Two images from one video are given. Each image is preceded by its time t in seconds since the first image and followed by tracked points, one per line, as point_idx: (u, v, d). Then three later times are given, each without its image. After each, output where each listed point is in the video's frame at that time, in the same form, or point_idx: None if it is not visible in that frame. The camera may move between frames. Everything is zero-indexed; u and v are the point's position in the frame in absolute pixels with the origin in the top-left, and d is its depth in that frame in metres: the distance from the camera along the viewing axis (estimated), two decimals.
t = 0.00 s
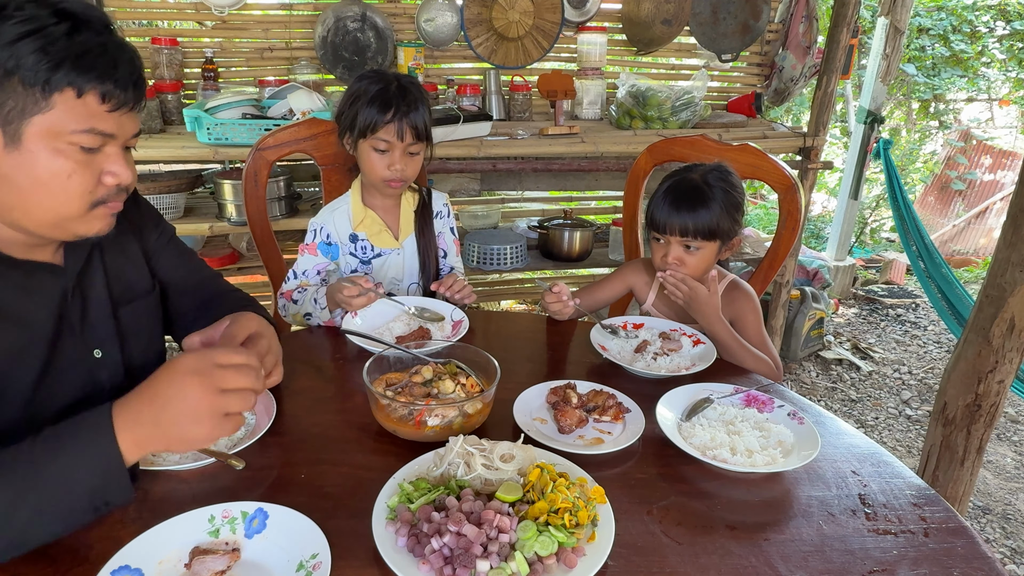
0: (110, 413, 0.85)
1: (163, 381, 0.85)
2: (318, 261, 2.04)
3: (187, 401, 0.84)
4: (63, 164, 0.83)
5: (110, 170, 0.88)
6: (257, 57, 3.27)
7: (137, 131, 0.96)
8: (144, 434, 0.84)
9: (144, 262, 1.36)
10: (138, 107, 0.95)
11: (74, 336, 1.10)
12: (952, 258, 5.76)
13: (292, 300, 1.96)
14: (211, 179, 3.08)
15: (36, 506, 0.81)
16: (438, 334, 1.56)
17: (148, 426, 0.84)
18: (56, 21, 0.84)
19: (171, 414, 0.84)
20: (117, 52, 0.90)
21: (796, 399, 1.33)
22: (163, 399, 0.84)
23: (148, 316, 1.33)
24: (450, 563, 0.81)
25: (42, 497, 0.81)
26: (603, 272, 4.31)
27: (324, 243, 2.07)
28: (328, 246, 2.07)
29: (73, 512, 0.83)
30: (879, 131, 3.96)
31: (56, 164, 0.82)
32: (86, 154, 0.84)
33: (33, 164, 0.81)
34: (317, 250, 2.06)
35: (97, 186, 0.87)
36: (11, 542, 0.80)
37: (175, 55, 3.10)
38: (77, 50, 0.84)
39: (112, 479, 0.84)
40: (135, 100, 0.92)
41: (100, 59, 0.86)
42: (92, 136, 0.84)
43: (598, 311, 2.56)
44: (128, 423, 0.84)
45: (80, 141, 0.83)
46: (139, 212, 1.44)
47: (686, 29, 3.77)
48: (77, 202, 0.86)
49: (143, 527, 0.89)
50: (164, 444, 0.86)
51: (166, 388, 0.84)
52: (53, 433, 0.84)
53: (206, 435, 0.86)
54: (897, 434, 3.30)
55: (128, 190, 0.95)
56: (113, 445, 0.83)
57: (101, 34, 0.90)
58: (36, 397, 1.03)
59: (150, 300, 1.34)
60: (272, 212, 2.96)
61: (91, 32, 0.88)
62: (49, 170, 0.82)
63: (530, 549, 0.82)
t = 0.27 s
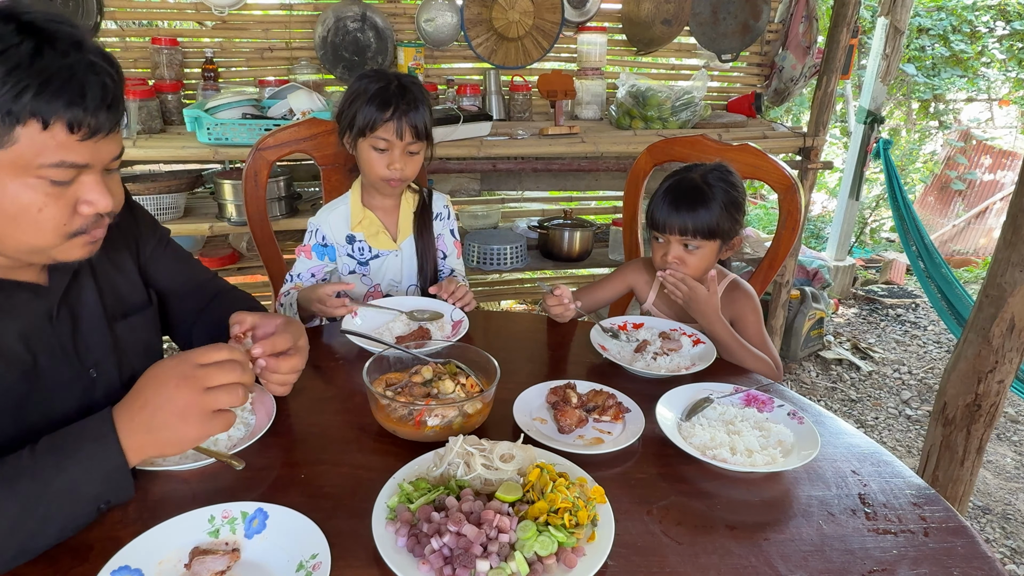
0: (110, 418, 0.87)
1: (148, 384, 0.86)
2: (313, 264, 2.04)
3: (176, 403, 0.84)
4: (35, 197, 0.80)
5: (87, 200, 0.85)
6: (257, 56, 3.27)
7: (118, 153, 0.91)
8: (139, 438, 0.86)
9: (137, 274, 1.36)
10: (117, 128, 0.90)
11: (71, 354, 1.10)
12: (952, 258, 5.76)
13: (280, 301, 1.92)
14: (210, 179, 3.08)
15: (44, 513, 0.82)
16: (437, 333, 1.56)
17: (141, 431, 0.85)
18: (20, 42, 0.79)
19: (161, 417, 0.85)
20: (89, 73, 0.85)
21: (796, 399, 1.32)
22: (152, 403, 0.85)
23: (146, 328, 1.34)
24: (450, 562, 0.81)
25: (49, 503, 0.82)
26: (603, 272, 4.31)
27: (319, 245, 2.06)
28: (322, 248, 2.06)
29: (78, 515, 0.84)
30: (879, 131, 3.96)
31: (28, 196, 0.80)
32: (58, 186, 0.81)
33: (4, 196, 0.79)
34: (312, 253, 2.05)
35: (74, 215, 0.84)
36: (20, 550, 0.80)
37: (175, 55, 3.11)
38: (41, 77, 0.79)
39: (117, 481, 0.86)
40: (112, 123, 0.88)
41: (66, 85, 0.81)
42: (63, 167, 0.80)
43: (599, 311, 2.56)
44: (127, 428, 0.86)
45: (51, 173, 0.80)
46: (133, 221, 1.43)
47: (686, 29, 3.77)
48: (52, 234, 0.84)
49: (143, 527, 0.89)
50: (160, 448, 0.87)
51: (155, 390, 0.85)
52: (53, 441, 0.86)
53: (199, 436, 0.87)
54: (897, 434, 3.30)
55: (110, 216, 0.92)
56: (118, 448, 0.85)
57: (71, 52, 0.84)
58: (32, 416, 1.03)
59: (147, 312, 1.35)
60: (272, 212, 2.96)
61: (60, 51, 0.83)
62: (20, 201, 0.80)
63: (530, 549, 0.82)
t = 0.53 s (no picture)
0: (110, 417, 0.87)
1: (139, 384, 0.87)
2: (305, 260, 2.06)
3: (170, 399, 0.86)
4: (33, 230, 0.82)
5: (86, 227, 0.86)
6: (257, 56, 3.27)
7: (115, 171, 0.92)
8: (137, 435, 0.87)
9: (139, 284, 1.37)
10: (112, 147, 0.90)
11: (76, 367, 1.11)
12: (952, 258, 5.76)
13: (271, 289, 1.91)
14: (210, 179, 3.08)
15: (48, 513, 0.82)
16: (437, 332, 1.56)
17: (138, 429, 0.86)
18: (4, 71, 0.77)
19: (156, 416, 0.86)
20: (77, 101, 0.83)
21: (796, 399, 1.32)
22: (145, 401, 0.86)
23: (149, 337, 1.35)
24: (450, 562, 0.81)
25: (53, 503, 0.83)
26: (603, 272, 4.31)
27: (314, 243, 2.08)
28: (316, 246, 2.08)
29: (81, 513, 0.85)
30: (879, 131, 3.96)
31: (27, 229, 0.81)
32: (55, 219, 0.83)
33: (5, 229, 0.81)
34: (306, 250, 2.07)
35: (75, 242, 0.86)
36: (24, 550, 0.81)
37: (175, 55, 3.11)
38: (28, 109, 0.78)
39: (119, 479, 0.87)
40: (105, 148, 0.87)
41: (54, 114, 0.80)
42: (58, 201, 0.82)
43: (598, 312, 2.56)
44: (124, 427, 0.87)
45: (47, 207, 0.81)
46: (138, 228, 1.43)
47: (686, 29, 3.77)
48: (54, 264, 0.86)
49: (143, 527, 0.89)
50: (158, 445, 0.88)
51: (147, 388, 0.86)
52: (55, 441, 0.86)
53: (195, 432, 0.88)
54: (897, 434, 3.30)
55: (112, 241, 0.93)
56: (120, 447, 0.86)
57: (58, 79, 0.82)
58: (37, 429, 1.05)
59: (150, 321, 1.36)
60: (272, 212, 2.96)
61: (46, 79, 0.81)
62: (21, 234, 0.81)
63: (530, 549, 0.82)
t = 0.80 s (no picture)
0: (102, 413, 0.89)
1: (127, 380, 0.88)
2: (315, 243, 2.05)
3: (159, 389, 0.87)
4: (39, 229, 0.82)
5: (92, 227, 0.87)
6: (257, 56, 3.27)
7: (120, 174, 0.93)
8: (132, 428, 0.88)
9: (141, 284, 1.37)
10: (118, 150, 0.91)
11: (78, 368, 1.12)
12: (952, 258, 5.76)
13: (273, 281, 1.86)
14: (210, 179, 3.08)
15: (43, 510, 0.83)
16: (437, 332, 1.56)
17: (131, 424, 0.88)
18: (13, 73, 0.79)
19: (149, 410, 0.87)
20: (84, 101, 0.85)
21: (797, 399, 1.32)
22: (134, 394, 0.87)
23: (151, 338, 1.35)
24: (450, 563, 0.80)
25: (47, 500, 0.83)
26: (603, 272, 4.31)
27: (324, 228, 2.07)
28: (325, 233, 2.06)
29: (75, 510, 0.86)
30: (879, 131, 3.96)
31: (33, 228, 0.82)
32: (61, 218, 0.83)
33: (10, 229, 0.81)
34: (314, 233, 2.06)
35: (80, 242, 0.87)
36: (20, 549, 0.81)
37: (175, 55, 3.10)
38: (37, 109, 0.79)
39: (113, 475, 0.88)
40: (111, 149, 0.88)
41: (63, 114, 0.81)
42: (66, 199, 0.82)
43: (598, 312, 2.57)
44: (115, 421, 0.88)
45: (54, 205, 0.82)
46: (141, 228, 1.44)
47: (686, 29, 3.77)
48: (59, 263, 0.86)
49: (143, 527, 0.89)
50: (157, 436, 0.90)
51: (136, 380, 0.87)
52: (48, 439, 0.88)
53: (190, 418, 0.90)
54: (897, 434, 3.30)
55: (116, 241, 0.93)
56: (111, 442, 0.87)
57: (66, 80, 0.83)
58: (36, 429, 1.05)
59: (152, 322, 1.36)
60: (272, 212, 2.96)
61: (53, 80, 0.82)
62: (26, 233, 0.82)
63: (530, 549, 0.82)
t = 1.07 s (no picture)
0: (96, 409, 0.88)
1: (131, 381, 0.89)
2: (330, 242, 2.02)
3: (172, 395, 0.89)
4: (42, 228, 0.83)
5: (96, 228, 0.87)
6: (257, 57, 3.28)
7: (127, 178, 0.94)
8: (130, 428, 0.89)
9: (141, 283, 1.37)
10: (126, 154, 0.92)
11: (79, 367, 1.12)
12: (952, 258, 5.76)
13: (295, 295, 1.76)
14: (210, 179, 3.08)
15: (39, 506, 0.83)
16: (437, 332, 1.56)
17: (130, 423, 0.88)
18: (26, 74, 0.80)
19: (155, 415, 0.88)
20: (95, 103, 0.86)
21: (796, 399, 1.32)
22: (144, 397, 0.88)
23: (150, 338, 1.35)
24: (450, 562, 0.80)
25: (43, 496, 0.84)
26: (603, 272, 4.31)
27: (338, 227, 2.04)
28: (339, 232, 2.04)
29: (71, 506, 0.86)
30: (879, 131, 3.96)
31: (37, 227, 0.82)
32: (66, 217, 0.84)
33: (14, 227, 0.81)
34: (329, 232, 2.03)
35: (83, 242, 0.87)
36: (16, 545, 0.82)
37: (175, 55, 3.10)
38: (47, 109, 0.80)
39: (109, 471, 0.88)
40: (120, 152, 0.89)
41: (72, 114, 0.82)
42: (70, 199, 0.83)
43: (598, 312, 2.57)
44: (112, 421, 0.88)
45: (59, 205, 0.82)
46: (141, 228, 1.44)
47: (686, 29, 3.77)
48: (61, 262, 0.86)
49: (143, 527, 0.89)
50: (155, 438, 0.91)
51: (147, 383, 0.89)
52: (39, 434, 0.87)
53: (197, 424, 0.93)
54: (897, 434, 3.30)
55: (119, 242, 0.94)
56: (107, 438, 0.87)
57: (78, 82, 0.85)
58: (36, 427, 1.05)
59: (151, 321, 1.36)
60: (272, 212, 2.96)
61: (65, 81, 0.83)
62: (29, 231, 0.82)
63: (530, 549, 0.82)
